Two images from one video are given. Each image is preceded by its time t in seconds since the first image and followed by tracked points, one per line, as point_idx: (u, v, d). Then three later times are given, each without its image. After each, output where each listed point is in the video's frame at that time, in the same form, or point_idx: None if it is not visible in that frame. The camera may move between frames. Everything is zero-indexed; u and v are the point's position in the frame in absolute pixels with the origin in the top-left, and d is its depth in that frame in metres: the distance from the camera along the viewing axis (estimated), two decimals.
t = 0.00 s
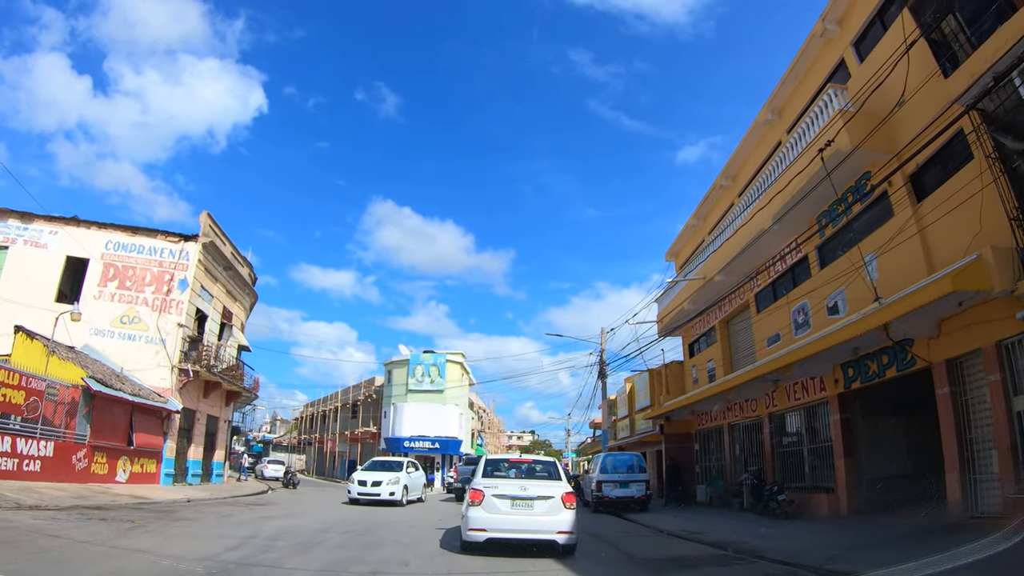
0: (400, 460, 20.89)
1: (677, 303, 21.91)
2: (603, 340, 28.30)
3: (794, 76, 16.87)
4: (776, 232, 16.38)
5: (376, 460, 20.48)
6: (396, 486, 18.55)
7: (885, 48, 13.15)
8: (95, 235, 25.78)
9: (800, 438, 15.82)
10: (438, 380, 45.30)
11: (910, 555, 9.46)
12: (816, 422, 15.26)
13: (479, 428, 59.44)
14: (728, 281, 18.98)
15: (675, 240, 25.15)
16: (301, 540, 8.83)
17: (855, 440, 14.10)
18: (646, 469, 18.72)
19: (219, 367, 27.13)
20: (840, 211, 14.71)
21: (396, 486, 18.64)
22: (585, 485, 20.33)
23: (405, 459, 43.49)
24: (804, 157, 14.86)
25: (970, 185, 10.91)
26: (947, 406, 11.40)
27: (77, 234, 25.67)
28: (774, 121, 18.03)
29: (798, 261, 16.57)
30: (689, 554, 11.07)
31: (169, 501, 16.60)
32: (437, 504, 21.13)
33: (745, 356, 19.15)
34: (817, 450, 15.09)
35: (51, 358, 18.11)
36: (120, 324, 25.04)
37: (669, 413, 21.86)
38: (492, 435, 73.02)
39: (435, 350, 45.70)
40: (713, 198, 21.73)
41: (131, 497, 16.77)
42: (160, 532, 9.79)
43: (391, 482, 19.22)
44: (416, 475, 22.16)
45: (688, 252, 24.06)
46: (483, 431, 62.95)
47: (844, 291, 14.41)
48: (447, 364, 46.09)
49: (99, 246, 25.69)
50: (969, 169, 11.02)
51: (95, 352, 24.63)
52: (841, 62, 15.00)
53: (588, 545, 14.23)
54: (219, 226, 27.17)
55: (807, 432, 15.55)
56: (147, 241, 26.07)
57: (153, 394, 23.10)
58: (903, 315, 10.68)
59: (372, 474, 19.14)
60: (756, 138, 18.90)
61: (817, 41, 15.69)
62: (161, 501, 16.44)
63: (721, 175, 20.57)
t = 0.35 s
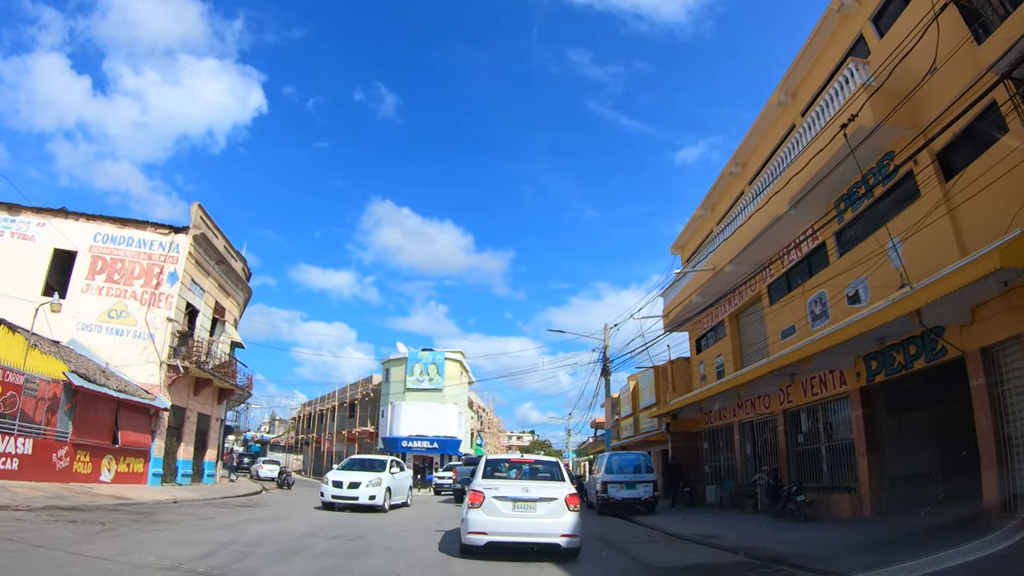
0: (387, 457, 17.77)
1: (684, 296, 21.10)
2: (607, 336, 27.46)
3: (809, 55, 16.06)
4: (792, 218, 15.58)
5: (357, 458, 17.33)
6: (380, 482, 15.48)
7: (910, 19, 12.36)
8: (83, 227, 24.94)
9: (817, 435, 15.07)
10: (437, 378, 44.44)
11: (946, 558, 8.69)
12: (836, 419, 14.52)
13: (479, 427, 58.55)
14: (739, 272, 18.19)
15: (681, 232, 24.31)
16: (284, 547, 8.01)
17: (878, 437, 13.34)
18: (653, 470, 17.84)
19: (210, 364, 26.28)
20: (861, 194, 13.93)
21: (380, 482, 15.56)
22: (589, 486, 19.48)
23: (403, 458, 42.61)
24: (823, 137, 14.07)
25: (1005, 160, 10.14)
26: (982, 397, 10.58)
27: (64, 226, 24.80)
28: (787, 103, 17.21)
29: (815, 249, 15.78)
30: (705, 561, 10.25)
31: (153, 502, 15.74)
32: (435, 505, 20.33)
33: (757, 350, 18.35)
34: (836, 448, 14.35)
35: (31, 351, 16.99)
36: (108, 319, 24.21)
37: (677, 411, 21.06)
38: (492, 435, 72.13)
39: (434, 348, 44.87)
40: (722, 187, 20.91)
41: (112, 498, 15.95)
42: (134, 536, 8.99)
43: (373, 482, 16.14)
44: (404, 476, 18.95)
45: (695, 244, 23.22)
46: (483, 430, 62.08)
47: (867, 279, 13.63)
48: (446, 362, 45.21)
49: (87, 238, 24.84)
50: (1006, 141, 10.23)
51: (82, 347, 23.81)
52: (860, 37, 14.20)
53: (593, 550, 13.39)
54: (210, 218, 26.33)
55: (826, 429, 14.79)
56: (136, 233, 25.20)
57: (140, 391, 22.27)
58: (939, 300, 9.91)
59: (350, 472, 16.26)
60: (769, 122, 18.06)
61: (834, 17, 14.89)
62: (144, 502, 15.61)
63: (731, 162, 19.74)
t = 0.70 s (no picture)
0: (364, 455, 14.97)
1: (691, 289, 20.37)
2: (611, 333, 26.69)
3: (825, 34, 15.31)
4: (809, 203, 14.86)
5: (328, 456, 14.52)
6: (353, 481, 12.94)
7: None
8: (71, 218, 24.17)
9: (836, 432, 14.33)
10: (436, 376, 43.67)
11: (988, 563, 7.95)
12: (856, 415, 13.78)
13: (479, 427, 57.79)
14: (750, 262, 17.46)
15: (687, 224, 23.56)
16: (266, 554, 7.26)
17: (902, 434, 12.63)
18: (661, 469, 17.00)
19: (201, 360, 25.51)
20: (883, 176, 13.21)
21: (354, 479, 13.03)
22: (593, 487, 18.66)
23: (401, 458, 41.82)
24: (843, 116, 13.36)
25: None
26: (1019, 388, 9.86)
27: (51, 218, 24.03)
28: (801, 86, 16.48)
29: (832, 237, 15.06)
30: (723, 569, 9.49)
31: (136, 504, 14.95)
32: (432, 507, 19.57)
33: (768, 344, 17.62)
34: (856, 445, 13.66)
35: (11, 342, 16.25)
36: (96, 312, 23.44)
37: (683, 409, 20.31)
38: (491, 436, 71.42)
39: (433, 346, 44.09)
40: (731, 176, 20.17)
41: (93, 498, 15.17)
42: (105, 541, 8.25)
43: (346, 485, 13.07)
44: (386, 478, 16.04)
45: (702, 237, 22.47)
46: (483, 430, 61.43)
47: (890, 266, 12.90)
48: (445, 360, 44.43)
49: (75, 230, 24.07)
50: None
51: (69, 342, 23.04)
52: (880, 11, 13.46)
53: (599, 553, 12.63)
54: (202, 209, 25.56)
55: (845, 426, 14.07)
56: (126, 225, 24.43)
57: (128, 387, 21.51)
58: (975, 283, 9.20)
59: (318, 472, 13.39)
60: (781, 105, 17.32)
61: None
62: (127, 504, 14.82)
63: (741, 149, 19.00)
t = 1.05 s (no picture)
0: (335, 448, 12.39)
1: (698, 282, 19.72)
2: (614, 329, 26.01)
3: (839, 12, 14.65)
4: (825, 187, 14.25)
5: (288, 450, 11.91)
6: (313, 484, 10.49)
7: None
8: (60, 210, 23.49)
9: (854, 429, 13.68)
10: (435, 374, 42.94)
11: (1001, 563, 7.54)
12: (876, 410, 13.13)
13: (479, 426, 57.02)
14: (761, 252, 16.84)
15: (692, 216, 22.90)
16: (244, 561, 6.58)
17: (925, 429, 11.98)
18: (668, 468, 16.28)
19: (192, 356, 24.80)
20: (903, 158, 12.59)
21: (315, 482, 10.56)
22: (597, 487, 17.93)
23: (399, 457, 41.09)
24: (862, 95, 12.75)
25: None
26: None
27: (39, 209, 23.34)
28: (813, 68, 15.82)
29: (849, 223, 14.44)
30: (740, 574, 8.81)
31: (119, 504, 14.25)
32: (430, 508, 18.89)
33: (779, 337, 17.01)
34: (876, 441, 13.02)
35: None
36: (85, 306, 22.75)
37: (690, 406, 19.64)
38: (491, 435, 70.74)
39: (432, 343, 43.41)
40: (739, 165, 19.52)
41: (74, 498, 14.50)
42: (72, 546, 7.57)
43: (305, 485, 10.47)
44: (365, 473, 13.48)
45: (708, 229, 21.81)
46: (483, 429, 60.79)
47: (913, 252, 12.28)
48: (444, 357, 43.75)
49: (64, 222, 23.39)
50: None
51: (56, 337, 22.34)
52: None
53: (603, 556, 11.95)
54: (194, 201, 24.88)
55: (864, 422, 13.42)
56: (116, 217, 23.74)
57: (115, 383, 20.84)
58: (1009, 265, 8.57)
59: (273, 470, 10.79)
60: (793, 88, 16.64)
61: None
62: (110, 505, 14.12)
63: (750, 136, 18.33)
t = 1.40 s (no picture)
0: (288, 441, 10.12)
1: (704, 276, 19.17)
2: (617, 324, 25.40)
3: None
4: (839, 174, 13.72)
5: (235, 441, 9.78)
6: (251, 484, 8.19)
7: None
8: (50, 203, 22.91)
9: (870, 426, 13.14)
10: (434, 372, 42.35)
11: (995, 562, 7.67)
12: (893, 405, 12.59)
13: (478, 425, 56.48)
14: (771, 243, 16.30)
15: (697, 209, 22.34)
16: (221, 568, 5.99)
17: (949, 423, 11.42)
18: (675, 467, 15.65)
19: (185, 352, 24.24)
20: (922, 141, 12.07)
21: (253, 481, 8.25)
22: (601, 488, 17.34)
23: (397, 456, 40.50)
24: (879, 76, 12.23)
25: None
26: None
27: (28, 202, 22.75)
28: (824, 52, 15.25)
29: (863, 212, 13.92)
30: None
31: (104, 505, 13.65)
32: (428, 509, 18.31)
33: (789, 331, 16.47)
34: (894, 437, 12.46)
35: None
36: (74, 301, 22.16)
37: (696, 403, 19.09)
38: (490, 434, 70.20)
39: (431, 341, 42.83)
40: (746, 155, 18.95)
41: (58, 498, 13.91)
42: (38, 550, 6.98)
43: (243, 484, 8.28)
44: (330, 470, 11.20)
45: (713, 222, 21.25)
46: (482, 427, 60.27)
47: (934, 239, 11.76)
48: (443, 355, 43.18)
49: (54, 214, 22.81)
50: None
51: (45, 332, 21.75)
52: None
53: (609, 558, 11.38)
54: (187, 193, 24.27)
55: (881, 417, 12.86)
56: (107, 209, 23.15)
57: (104, 379, 20.27)
58: None
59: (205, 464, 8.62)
60: (803, 74, 16.11)
61: None
62: (95, 505, 13.53)
63: (758, 124, 17.78)
